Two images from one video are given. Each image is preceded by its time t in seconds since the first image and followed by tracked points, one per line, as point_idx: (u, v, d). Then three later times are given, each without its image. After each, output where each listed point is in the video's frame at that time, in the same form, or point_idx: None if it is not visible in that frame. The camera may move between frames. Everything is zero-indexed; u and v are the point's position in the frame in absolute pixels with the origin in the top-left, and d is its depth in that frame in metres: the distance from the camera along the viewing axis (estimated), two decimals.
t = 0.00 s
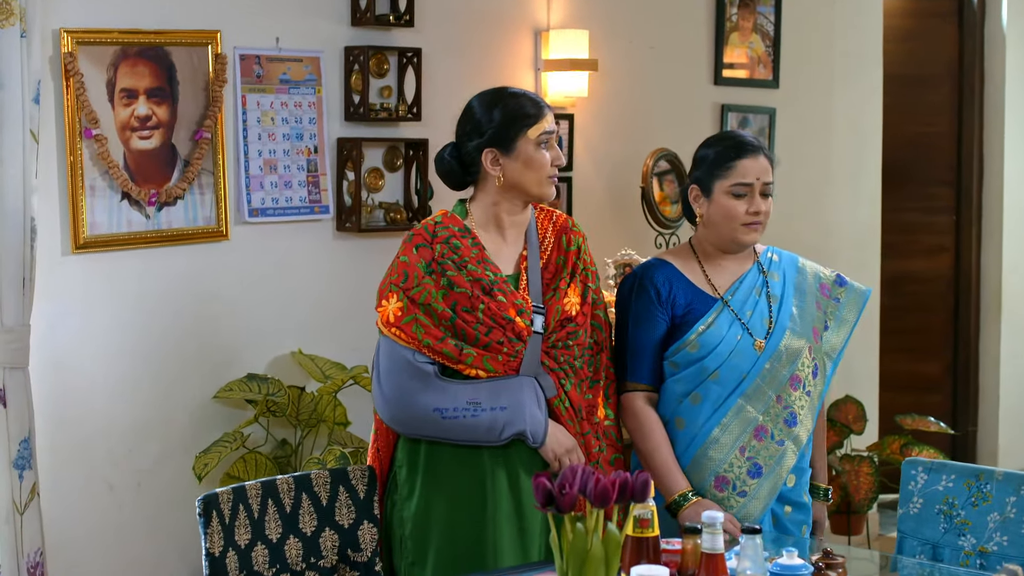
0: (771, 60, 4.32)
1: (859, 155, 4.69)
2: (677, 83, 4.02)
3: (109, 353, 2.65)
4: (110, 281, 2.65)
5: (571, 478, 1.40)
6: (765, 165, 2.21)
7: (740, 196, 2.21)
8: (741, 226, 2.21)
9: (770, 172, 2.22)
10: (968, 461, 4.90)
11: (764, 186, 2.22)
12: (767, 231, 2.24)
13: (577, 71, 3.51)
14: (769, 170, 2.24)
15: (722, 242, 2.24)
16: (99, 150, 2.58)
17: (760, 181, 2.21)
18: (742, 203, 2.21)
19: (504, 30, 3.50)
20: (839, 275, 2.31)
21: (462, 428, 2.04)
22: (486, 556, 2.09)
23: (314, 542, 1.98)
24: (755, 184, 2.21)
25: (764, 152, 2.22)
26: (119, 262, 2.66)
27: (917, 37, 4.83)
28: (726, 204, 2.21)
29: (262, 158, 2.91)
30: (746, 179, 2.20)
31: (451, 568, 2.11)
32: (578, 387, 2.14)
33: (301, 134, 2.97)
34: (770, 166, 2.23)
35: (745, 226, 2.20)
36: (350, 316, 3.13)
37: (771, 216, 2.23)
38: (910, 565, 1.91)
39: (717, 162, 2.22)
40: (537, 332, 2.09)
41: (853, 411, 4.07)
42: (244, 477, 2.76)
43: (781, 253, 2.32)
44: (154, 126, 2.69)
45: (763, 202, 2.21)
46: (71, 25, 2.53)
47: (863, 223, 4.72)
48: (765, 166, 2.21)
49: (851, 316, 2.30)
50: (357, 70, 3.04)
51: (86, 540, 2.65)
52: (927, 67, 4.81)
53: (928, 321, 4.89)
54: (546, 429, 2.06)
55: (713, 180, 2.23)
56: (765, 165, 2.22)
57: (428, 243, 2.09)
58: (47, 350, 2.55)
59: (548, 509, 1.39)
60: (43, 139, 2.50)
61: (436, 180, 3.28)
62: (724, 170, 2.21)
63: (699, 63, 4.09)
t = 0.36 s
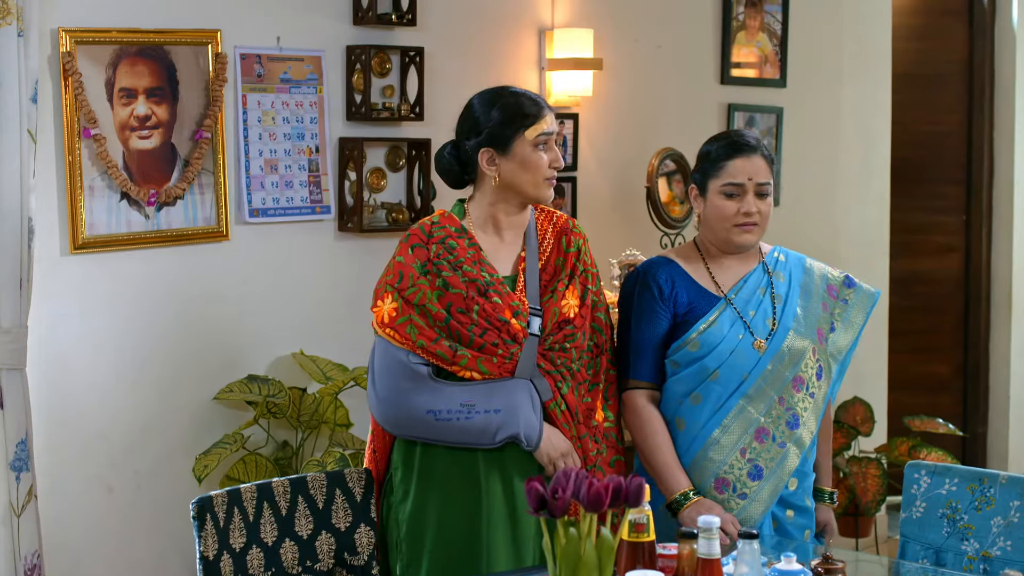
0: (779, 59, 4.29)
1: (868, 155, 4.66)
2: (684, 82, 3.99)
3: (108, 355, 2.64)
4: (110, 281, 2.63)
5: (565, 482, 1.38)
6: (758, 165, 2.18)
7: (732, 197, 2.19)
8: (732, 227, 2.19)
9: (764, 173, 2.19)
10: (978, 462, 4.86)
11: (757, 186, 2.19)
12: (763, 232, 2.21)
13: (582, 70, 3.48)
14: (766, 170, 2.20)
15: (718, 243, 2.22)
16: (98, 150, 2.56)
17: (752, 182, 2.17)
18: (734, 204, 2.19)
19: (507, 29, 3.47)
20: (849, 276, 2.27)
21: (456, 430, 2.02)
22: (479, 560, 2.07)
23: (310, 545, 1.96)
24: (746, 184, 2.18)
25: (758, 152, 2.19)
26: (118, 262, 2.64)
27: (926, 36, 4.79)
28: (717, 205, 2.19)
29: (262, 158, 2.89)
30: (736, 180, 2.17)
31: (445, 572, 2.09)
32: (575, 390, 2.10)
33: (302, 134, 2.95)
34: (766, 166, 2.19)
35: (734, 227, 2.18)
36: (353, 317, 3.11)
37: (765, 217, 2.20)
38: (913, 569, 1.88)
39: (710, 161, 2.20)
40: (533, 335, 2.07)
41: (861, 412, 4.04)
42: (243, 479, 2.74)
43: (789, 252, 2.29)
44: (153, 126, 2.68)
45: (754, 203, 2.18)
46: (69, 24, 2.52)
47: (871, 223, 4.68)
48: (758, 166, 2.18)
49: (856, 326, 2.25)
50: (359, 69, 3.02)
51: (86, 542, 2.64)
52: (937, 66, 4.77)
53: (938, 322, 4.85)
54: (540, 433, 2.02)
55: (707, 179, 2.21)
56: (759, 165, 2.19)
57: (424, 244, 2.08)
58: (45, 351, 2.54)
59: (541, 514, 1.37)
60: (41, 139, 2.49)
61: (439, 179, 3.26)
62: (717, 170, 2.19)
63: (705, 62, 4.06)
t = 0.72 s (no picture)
0: (787, 57, 4.25)
1: (877, 154, 4.62)
2: (691, 81, 3.96)
3: (107, 355, 2.62)
4: (109, 282, 2.62)
5: (558, 486, 1.36)
6: (754, 163, 2.14)
7: (729, 196, 2.16)
8: (727, 228, 2.17)
9: (760, 172, 2.14)
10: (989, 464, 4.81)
11: (753, 185, 2.15)
12: (763, 231, 2.17)
13: (587, 68, 3.46)
14: (766, 169, 2.15)
15: (717, 243, 2.20)
16: (97, 149, 2.55)
17: (746, 181, 2.14)
18: (730, 204, 2.16)
19: (511, 27, 3.45)
20: (861, 276, 2.26)
21: (452, 432, 2.00)
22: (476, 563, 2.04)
23: (306, 548, 1.94)
24: (741, 184, 2.15)
25: (754, 150, 2.15)
26: (117, 262, 2.63)
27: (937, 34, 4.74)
28: (715, 204, 2.17)
29: (264, 157, 2.88)
30: (729, 179, 2.15)
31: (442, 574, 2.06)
32: (573, 393, 2.08)
33: (304, 133, 2.94)
34: (764, 164, 2.15)
35: (729, 227, 2.16)
36: (355, 317, 3.09)
37: (763, 216, 2.16)
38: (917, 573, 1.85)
39: (708, 160, 2.18)
40: (530, 336, 2.04)
41: (871, 414, 4.00)
42: (244, 480, 2.72)
43: (800, 253, 2.26)
44: (153, 125, 2.66)
45: (749, 203, 2.15)
46: (68, 23, 2.50)
47: (880, 222, 4.64)
48: (754, 164, 2.14)
49: (873, 321, 2.25)
50: (361, 67, 3.00)
51: (86, 543, 2.62)
52: (948, 65, 4.73)
53: (949, 322, 4.81)
54: (536, 436, 1.99)
55: (706, 179, 2.19)
56: (755, 164, 2.14)
57: (422, 244, 2.06)
58: (44, 351, 2.52)
59: (533, 518, 1.36)
60: (39, 138, 2.48)
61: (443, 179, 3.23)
62: (713, 170, 2.17)
63: (713, 60, 4.03)
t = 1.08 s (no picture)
0: (791, 57, 4.23)
1: (882, 154, 4.59)
2: (693, 80, 3.93)
3: (102, 357, 2.61)
4: (104, 283, 2.60)
5: (544, 492, 1.34)
6: (739, 160, 2.12)
7: (718, 194, 2.15)
8: (716, 227, 2.15)
9: (747, 169, 2.12)
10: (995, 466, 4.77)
11: (741, 183, 2.12)
12: (754, 230, 2.13)
13: (587, 68, 3.43)
14: (755, 167, 2.12)
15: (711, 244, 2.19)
16: (91, 149, 2.53)
17: (732, 179, 2.12)
18: (719, 202, 2.14)
19: (512, 27, 3.43)
20: (870, 281, 2.23)
21: (443, 434, 1.98)
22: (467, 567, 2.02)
23: (297, 552, 1.92)
24: (728, 181, 2.13)
25: (742, 148, 2.12)
26: (112, 263, 2.61)
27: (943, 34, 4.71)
28: (706, 204, 2.16)
29: (260, 157, 2.86)
30: (716, 177, 2.13)
31: None
32: (568, 397, 2.05)
33: (301, 133, 2.92)
34: (752, 162, 2.12)
35: (717, 226, 2.14)
36: (352, 318, 3.07)
37: (752, 215, 2.12)
38: None
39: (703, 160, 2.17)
40: (525, 339, 2.02)
41: (875, 415, 3.96)
42: (240, 483, 2.70)
43: (807, 256, 2.24)
44: (148, 125, 2.65)
45: (735, 201, 2.12)
46: (62, 22, 2.49)
47: (885, 223, 4.61)
48: (740, 161, 2.12)
49: (881, 326, 2.22)
50: (360, 67, 2.98)
51: (80, 546, 2.60)
52: (954, 64, 4.69)
53: (955, 324, 4.77)
54: (527, 439, 1.96)
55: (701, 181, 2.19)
56: (741, 161, 2.12)
57: (417, 243, 2.03)
58: (38, 352, 2.51)
59: (519, 524, 1.33)
60: (32, 138, 2.46)
61: (442, 179, 3.21)
62: (705, 170, 2.17)
63: (716, 59, 4.00)
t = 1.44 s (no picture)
0: (794, 56, 4.19)
1: (886, 153, 4.55)
2: (694, 79, 3.90)
3: (94, 358, 2.59)
4: (97, 284, 2.58)
5: (529, 497, 1.32)
6: (729, 156, 2.10)
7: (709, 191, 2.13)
8: (708, 224, 2.13)
9: (735, 166, 2.10)
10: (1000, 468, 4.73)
11: (730, 180, 2.10)
12: (744, 227, 2.10)
13: (587, 67, 3.40)
14: (745, 164, 2.10)
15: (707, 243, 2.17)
16: (83, 149, 2.52)
17: (720, 175, 2.10)
18: (709, 199, 2.12)
19: (510, 25, 3.40)
20: (877, 285, 2.20)
21: (434, 436, 1.95)
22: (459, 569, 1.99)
23: (286, 556, 1.90)
24: (717, 178, 2.11)
25: (733, 145, 2.11)
26: (105, 263, 2.59)
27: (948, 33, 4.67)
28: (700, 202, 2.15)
29: (255, 156, 2.84)
30: (706, 173, 2.12)
31: None
32: (562, 399, 2.02)
33: (296, 133, 2.90)
34: (741, 159, 2.10)
35: (707, 222, 2.12)
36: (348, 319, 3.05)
37: (741, 211, 2.09)
38: None
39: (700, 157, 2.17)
40: (519, 340, 1.99)
41: (878, 417, 3.93)
42: (234, 485, 2.68)
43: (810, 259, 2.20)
44: (141, 124, 2.63)
45: (723, 197, 2.10)
46: (53, 21, 2.47)
47: (888, 223, 4.58)
48: (729, 157, 2.10)
49: (886, 328, 2.19)
50: (355, 66, 2.96)
51: (72, 548, 2.59)
52: (959, 63, 4.65)
53: (960, 325, 4.73)
54: (520, 442, 1.94)
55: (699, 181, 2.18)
56: (731, 157, 2.10)
57: (410, 243, 2.01)
58: (30, 353, 2.49)
59: (503, 530, 1.31)
60: (24, 138, 2.45)
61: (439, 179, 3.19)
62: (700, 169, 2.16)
63: (717, 58, 3.97)
